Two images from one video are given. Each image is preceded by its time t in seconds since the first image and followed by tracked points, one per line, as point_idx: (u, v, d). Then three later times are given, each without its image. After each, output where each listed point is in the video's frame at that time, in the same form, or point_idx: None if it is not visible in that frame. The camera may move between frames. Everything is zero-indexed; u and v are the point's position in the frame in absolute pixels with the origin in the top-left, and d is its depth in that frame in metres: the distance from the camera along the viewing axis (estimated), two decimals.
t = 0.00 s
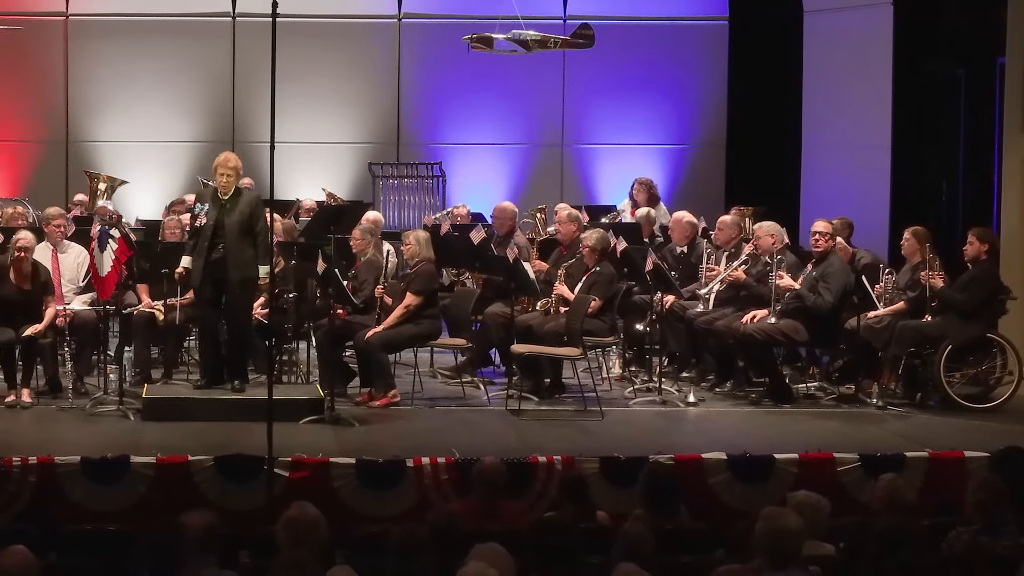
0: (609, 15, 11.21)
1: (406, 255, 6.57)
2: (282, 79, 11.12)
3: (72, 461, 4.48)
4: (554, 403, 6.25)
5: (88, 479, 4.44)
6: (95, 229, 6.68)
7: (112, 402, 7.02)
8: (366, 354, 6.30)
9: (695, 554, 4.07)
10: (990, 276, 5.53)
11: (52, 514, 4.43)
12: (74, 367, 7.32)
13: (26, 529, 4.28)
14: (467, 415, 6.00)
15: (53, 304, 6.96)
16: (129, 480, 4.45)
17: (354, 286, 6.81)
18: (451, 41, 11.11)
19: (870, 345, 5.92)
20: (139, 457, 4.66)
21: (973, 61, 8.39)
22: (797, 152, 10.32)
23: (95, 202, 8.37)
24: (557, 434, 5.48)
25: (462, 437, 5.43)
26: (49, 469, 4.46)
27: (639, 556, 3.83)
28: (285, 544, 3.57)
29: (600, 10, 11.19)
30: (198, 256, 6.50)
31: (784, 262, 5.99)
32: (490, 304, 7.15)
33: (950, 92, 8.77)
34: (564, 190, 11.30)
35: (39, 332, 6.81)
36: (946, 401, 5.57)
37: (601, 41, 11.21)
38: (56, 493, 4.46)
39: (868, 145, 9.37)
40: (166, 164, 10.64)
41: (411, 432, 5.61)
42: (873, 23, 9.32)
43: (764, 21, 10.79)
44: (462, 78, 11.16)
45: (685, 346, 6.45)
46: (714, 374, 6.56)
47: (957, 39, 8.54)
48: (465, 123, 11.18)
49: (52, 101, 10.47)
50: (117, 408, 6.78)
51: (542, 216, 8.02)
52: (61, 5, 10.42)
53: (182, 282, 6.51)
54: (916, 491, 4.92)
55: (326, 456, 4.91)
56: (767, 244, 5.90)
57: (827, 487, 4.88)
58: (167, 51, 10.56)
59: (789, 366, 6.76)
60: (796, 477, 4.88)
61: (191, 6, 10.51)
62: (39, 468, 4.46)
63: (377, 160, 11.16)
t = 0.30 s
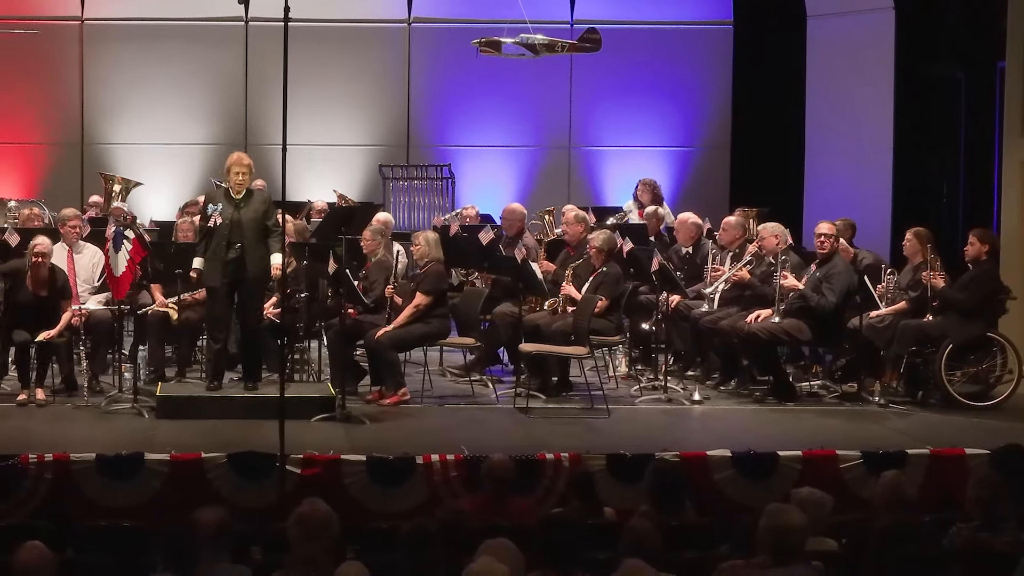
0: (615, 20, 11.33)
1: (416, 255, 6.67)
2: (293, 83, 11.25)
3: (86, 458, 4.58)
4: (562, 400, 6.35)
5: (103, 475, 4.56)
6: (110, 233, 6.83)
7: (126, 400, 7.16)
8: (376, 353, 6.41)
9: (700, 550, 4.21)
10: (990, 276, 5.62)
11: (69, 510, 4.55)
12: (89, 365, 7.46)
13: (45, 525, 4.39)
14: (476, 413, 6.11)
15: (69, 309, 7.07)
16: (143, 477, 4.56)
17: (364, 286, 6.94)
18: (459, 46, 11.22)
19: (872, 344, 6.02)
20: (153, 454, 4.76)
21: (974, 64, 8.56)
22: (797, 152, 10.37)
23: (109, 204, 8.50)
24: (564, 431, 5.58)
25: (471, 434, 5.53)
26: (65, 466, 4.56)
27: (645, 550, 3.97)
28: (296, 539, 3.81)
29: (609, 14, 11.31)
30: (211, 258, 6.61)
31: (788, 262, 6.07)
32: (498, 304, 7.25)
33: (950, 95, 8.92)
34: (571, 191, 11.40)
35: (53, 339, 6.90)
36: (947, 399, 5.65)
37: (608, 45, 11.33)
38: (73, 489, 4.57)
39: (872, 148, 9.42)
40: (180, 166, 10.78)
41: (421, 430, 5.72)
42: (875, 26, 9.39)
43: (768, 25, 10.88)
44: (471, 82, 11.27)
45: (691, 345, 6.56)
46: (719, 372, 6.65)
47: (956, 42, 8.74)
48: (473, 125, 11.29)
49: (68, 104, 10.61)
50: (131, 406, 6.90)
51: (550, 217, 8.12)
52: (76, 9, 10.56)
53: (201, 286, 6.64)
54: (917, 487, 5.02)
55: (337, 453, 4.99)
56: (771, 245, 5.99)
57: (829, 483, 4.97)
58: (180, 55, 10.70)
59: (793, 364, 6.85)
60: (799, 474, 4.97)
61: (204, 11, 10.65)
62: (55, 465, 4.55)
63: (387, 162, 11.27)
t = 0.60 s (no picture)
0: (622, 25, 11.42)
1: (425, 256, 6.78)
2: (305, 86, 11.38)
3: (102, 455, 4.65)
4: (569, 398, 6.47)
5: (119, 471, 4.65)
6: (126, 234, 6.98)
7: (141, 398, 7.29)
8: (387, 352, 6.53)
9: (705, 545, 4.33)
10: (990, 276, 5.71)
11: (85, 506, 4.65)
12: (105, 364, 7.60)
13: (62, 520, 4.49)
14: (485, 410, 6.23)
15: (84, 310, 7.17)
16: (158, 474, 4.66)
17: (375, 286, 7.04)
18: (469, 50, 11.35)
19: (875, 343, 6.12)
20: (167, 450, 4.86)
21: (975, 66, 8.73)
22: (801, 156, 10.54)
23: (125, 204, 8.66)
24: (572, 429, 5.69)
25: (481, 432, 5.65)
26: (81, 463, 4.65)
27: (652, 546, 4.00)
28: (309, 534, 3.89)
29: (619, 19, 11.39)
30: (224, 258, 6.72)
31: (792, 262, 6.17)
32: (507, 303, 7.37)
33: (950, 97, 9.11)
34: (578, 193, 11.51)
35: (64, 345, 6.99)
36: (948, 397, 5.74)
37: (616, 50, 11.42)
38: (88, 486, 4.67)
39: (874, 149, 9.50)
40: (194, 168, 10.93)
41: (431, 428, 5.83)
42: (877, 30, 9.45)
43: (774, 29, 10.97)
44: (479, 86, 11.39)
45: (696, 344, 6.66)
46: (724, 371, 6.75)
47: (958, 44, 8.93)
48: (482, 128, 11.41)
49: (83, 107, 10.75)
50: (146, 405, 7.04)
51: (557, 219, 8.23)
52: (92, 14, 10.70)
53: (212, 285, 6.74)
54: (919, 485, 5.11)
55: (349, 450, 5.11)
56: (776, 245, 6.10)
57: (833, 480, 5.07)
58: (194, 59, 10.85)
59: (796, 363, 6.95)
60: (802, 471, 5.08)
61: (218, 16, 10.80)
62: (71, 461, 4.64)
63: (398, 164, 11.40)
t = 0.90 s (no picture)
0: (629, 29, 11.51)
1: (436, 257, 6.96)
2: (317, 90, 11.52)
3: (118, 452, 4.83)
4: (577, 396, 6.59)
5: (135, 468, 4.81)
6: (142, 234, 7.11)
7: (157, 396, 7.45)
8: (398, 351, 6.66)
9: (710, 540, 4.44)
10: (991, 276, 5.81)
11: (101, 501, 4.80)
12: (121, 363, 7.76)
13: (81, 515, 4.62)
14: (495, 408, 6.36)
15: (98, 299, 7.41)
16: (175, 470, 4.80)
17: (387, 286, 7.18)
18: (479, 54, 11.47)
19: (878, 343, 6.22)
20: (183, 447, 5.00)
21: (976, 71, 8.82)
22: (804, 156, 10.57)
23: (141, 205, 8.82)
24: (579, 427, 5.81)
25: (491, 429, 5.78)
26: (98, 459, 4.81)
27: (658, 541, 4.10)
28: (322, 529, 3.75)
29: (626, 23, 11.50)
30: (238, 260, 6.86)
31: (796, 263, 6.27)
32: (517, 303, 7.49)
33: (951, 101, 9.22)
34: (586, 195, 11.63)
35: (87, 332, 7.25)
36: (950, 395, 5.85)
37: (623, 54, 11.52)
38: (106, 482, 4.82)
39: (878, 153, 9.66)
40: (209, 170, 11.09)
41: (442, 425, 5.96)
42: (878, 36, 9.57)
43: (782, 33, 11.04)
44: (489, 89, 11.53)
45: (701, 343, 6.78)
46: (729, 369, 6.86)
47: (960, 49, 9.00)
48: (491, 130, 11.53)
49: (100, 112, 10.92)
50: (162, 402, 7.20)
51: (566, 220, 8.36)
52: (109, 19, 10.86)
53: (227, 286, 6.89)
54: (921, 482, 5.21)
55: (361, 447, 5.24)
56: (783, 246, 6.20)
57: (835, 477, 5.18)
58: (209, 64, 11.01)
59: (800, 361, 7.07)
60: (806, 468, 5.18)
61: (232, 21, 10.96)
62: (88, 458, 4.80)
63: (409, 166, 11.53)
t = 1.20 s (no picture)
0: (635, 34, 11.67)
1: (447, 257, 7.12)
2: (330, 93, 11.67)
3: (135, 450, 4.90)
4: (585, 394, 6.72)
5: (151, 466, 4.93)
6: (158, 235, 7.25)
7: (173, 394, 7.61)
8: (411, 350, 6.80)
9: (715, 535, 4.55)
10: (991, 276, 5.90)
11: (119, 498, 4.93)
12: (138, 361, 7.93)
13: (100, 510, 4.76)
14: (504, 406, 6.49)
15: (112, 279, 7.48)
16: (191, 466, 4.93)
17: (398, 286, 7.32)
18: (489, 58, 11.61)
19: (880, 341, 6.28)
20: (199, 444, 5.13)
21: (974, 77, 8.83)
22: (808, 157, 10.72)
23: (158, 207, 8.97)
24: (588, 424, 5.93)
25: (500, 427, 5.91)
26: (115, 456, 4.94)
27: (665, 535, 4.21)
28: (335, 525, 3.87)
29: (632, 28, 11.65)
30: (253, 260, 7.01)
31: (801, 263, 6.39)
32: (526, 302, 7.63)
33: (952, 106, 9.20)
34: (594, 197, 11.75)
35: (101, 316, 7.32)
36: (951, 393, 5.96)
37: (630, 59, 11.67)
38: (122, 479, 4.95)
39: (880, 155, 9.83)
40: (224, 172, 11.25)
41: (453, 422, 6.09)
42: (881, 40, 9.82)
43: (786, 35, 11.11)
44: (500, 93, 11.66)
45: (707, 342, 6.91)
46: (735, 368, 6.98)
47: (962, 54, 8.97)
48: (500, 133, 11.66)
49: (118, 114, 11.10)
50: (178, 400, 7.36)
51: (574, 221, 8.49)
52: (126, 24, 11.03)
53: (244, 284, 7.05)
54: (923, 478, 5.31)
55: (373, 444, 5.38)
56: (789, 247, 6.29)
57: (838, 473, 5.29)
58: (223, 68, 11.18)
59: (804, 359, 7.18)
60: (810, 464, 5.29)
61: (247, 26, 11.12)
62: (105, 455, 4.93)
63: (420, 168, 11.66)
